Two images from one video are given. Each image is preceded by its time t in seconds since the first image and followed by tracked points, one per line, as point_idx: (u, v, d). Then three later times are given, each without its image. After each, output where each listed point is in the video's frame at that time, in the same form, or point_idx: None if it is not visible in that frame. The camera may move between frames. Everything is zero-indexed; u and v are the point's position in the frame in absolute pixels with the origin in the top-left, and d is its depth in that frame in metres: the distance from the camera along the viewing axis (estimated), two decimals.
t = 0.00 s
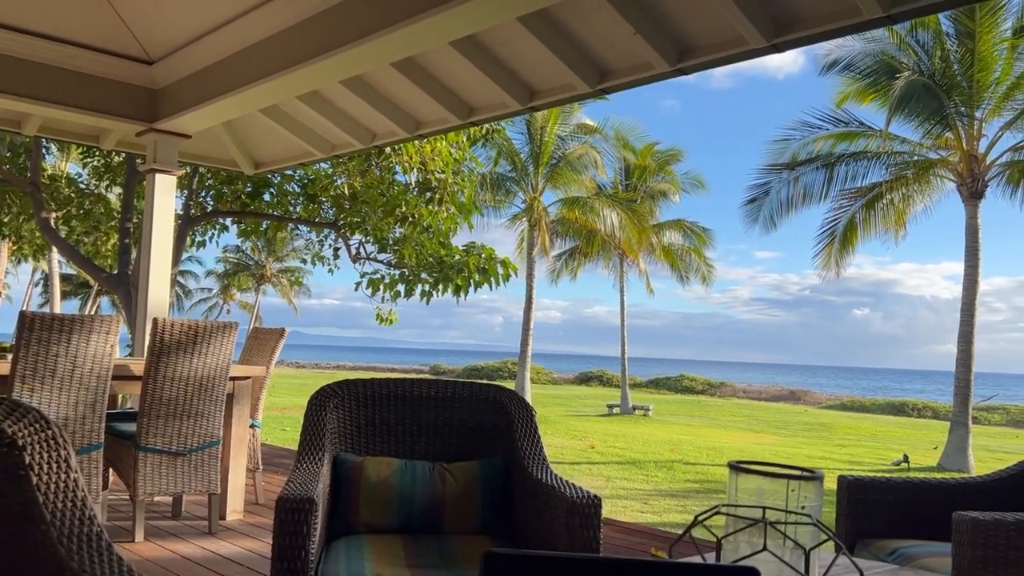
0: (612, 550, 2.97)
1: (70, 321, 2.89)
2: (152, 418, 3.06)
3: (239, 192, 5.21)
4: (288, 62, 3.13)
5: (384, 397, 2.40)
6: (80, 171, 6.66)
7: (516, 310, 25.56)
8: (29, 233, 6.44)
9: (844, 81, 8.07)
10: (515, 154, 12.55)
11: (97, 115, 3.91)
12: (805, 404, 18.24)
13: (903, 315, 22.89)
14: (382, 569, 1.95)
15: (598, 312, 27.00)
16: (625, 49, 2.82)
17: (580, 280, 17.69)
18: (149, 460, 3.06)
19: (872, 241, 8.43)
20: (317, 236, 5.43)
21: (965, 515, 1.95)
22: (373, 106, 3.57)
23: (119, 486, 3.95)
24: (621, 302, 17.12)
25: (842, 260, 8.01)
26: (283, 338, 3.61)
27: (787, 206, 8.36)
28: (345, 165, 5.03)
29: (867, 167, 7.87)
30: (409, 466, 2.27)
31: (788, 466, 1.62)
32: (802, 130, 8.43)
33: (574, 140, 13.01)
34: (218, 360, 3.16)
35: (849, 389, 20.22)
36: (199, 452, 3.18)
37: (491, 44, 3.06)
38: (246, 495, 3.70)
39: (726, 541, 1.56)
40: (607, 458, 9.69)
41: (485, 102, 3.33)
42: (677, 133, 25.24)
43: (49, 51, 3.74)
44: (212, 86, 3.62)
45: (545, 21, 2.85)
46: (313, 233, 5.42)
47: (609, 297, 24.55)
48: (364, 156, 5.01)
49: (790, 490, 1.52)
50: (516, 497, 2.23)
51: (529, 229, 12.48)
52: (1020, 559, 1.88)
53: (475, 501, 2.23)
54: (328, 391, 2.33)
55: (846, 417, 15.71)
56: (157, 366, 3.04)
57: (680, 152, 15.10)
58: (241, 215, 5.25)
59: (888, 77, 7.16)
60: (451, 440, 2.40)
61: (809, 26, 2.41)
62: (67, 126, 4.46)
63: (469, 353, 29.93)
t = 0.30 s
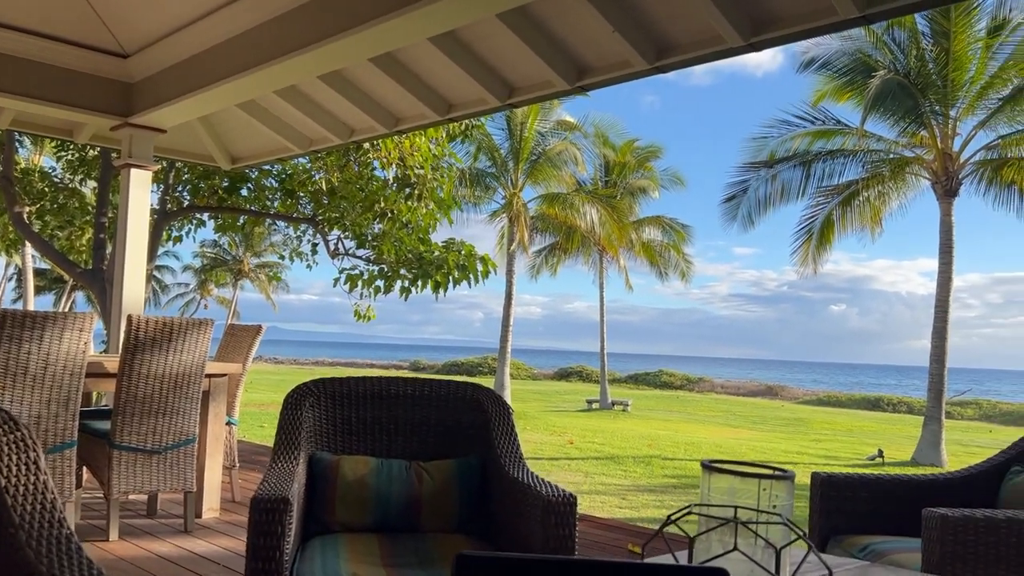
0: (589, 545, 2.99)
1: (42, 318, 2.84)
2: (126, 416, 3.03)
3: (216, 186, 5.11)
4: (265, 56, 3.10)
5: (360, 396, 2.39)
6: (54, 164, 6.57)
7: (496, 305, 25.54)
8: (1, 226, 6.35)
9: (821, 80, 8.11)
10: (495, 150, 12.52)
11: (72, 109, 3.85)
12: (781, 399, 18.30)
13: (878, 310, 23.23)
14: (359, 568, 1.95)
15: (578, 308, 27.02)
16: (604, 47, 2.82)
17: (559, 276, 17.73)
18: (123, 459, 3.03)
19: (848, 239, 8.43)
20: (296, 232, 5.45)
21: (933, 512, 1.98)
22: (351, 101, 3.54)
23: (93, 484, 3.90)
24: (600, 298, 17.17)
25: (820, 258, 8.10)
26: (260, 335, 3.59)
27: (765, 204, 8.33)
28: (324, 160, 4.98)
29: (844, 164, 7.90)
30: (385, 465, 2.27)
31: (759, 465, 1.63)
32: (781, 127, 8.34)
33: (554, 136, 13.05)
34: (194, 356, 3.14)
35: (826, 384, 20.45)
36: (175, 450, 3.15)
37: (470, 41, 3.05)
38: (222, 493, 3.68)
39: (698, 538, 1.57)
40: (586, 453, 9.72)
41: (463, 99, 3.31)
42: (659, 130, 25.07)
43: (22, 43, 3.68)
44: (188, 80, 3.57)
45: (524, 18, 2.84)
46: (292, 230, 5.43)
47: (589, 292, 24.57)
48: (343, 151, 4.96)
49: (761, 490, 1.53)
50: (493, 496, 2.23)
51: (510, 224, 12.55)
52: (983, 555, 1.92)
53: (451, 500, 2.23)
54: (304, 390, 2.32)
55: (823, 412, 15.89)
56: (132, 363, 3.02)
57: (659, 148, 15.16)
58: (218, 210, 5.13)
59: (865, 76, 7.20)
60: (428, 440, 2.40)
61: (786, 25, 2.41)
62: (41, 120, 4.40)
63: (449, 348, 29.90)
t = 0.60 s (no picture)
0: (565, 538, 3.01)
1: (13, 313, 2.79)
2: (98, 411, 3.00)
3: (190, 178, 5.03)
4: (239, 48, 3.07)
5: (337, 391, 2.38)
6: (24, 156, 6.45)
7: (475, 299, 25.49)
8: None
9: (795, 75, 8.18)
10: (472, 143, 12.53)
11: (42, 101, 3.80)
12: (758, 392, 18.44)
13: (853, 303, 23.56)
14: (332, 564, 1.95)
15: (557, 301, 27.06)
16: (580, 41, 2.81)
17: (538, 270, 17.72)
18: (96, 455, 2.99)
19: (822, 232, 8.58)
20: (272, 225, 5.36)
21: (902, 503, 2.02)
22: (327, 94, 3.52)
23: (65, 481, 3.86)
24: (578, 292, 17.20)
25: (796, 251, 8.18)
26: (235, 329, 3.56)
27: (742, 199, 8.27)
28: (300, 153, 4.94)
29: (818, 159, 7.99)
30: (360, 460, 2.27)
31: (730, 458, 1.65)
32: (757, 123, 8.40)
33: (532, 130, 13.07)
34: (167, 350, 3.11)
35: (802, 376, 20.65)
36: (150, 445, 3.13)
37: (446, 34, 3.03)
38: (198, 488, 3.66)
39: (670, 533, 1.59)
40: (563, 446, 9.73)
41: (440, 91, 3.30)
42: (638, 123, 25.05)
43: None
44: (161, 72, 3.53)
45: (500, 12, 2.83)
46: (268, 222, 5.33)
47: (568, 285, 24.57)
48: (319, 144, 4.93)
49: (732, 483, 1.55)
50: (468, 491, 2.23)
51: (487, 219, 12.47)
52: (949, 547, 1.96)
53: (426, 495, 2.23)
54: (279, 385, 2.31)
55: (799, 404, 16.04)
56: (104, 358, 2.98)
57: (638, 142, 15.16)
58: (191, 204, 5.10)
59: (840, 70, 7.23)
60: (403, 435, 2.39)
61: (762, 19, 2.42)
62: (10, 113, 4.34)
63: (427, 342, 29.82)
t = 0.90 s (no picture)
0: (540, 525, 3.02)
1: None
2: (69, 403, 2.96)
3: (163, 168, 4.91)
4: (211, 36, 3.03)
5: (310, 380, 2.37)
6: None
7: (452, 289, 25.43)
8: None
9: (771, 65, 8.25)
10: (449, 132, 12.43)
11: (9, 89, 3.73)
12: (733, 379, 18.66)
13: (826, 292, 23.89)
14: (307, 554, 1.95)
15: (535, 291, 27.09)
16: (556, 30, 2.80)
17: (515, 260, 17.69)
18: (67, 447, 2.96)
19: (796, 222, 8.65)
20: (245, 216, 5.30)
21: (870, 486, 2.03)
22: (301, 82, 3.48)
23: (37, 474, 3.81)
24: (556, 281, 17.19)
25: (771, 240, 8.21)
26: (208, 320, 3.53)
27: (717, 187, 8.31)
28: (273, 142, 4.89)
29: (793, 148, 8.02)
30: (335, 449, 2.26)
31: (704, 442, 1.65)
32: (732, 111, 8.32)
33: (509, 119, 13.02)
34: (138, 340, 3.08)
35: (777, 365, 20.85)
36: (122, 437, 3.09)
37: (420, 21, 3.01)
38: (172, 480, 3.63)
39: (643, 516, 1.60)
40: (541, 435, 9.76)
41: (414, 80, 3.28)
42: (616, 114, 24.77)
43: None
44: (131, 59, 3.47)
45: None
46: (241, 213, 5.27)
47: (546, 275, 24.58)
48: (293, 133, 4.88)
49: (702, 467, 1.55)
50: (443, 479, 2.23)
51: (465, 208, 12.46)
52: (915, 527, 1.99)
53: (402, 482, 2.23)
54: (251, 374, 2.30)
55: (774, 392, 16.19)
56: (74, 349, 2.94)
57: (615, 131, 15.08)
58: (164, 194, 5.03)
59: (813, 60, 7.25)
60: (378, 425, 2.38)
61: (735, 8, 2.42)
62: None
63: (405, 332, 29.73)
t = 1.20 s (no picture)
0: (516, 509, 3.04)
1: None
2: (37, 392, 2.91)
3: (132, 155, 4.78)
4: (179, 18, 2.97)
5: (282, 364, 2.36)
6: None
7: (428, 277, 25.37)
8: None
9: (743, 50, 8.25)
10: (423, 118, 12.46)
11: None
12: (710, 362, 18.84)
13: (800, 276, 24.22)
14: (280, 538, 1.95)
15: (511, 279, 27.13)
16: (529, 12, 2.78)
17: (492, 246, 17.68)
18: (36, 437, 2.91)
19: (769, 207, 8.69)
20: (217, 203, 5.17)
21: (841, 463, 2.05)
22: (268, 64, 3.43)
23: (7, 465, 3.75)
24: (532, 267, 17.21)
25: (745, 225, 8.30)
26: (179, 307, 3.49)
27: (692, 172, 8.26)
28: (245, 128, 4.81)
29: (766, 133, 8.07)
30: (307, 434, 2.25)
31: (673, 420, 1.66)
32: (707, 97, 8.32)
33: (484, 105, 13.05)
34: (108, 327, 3.04)
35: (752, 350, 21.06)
36: (93, 425, 3.05)
37: (392, 4, 2.98)
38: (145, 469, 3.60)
39: (614, 493, 1.61)
40: (518, 420, 9.78)
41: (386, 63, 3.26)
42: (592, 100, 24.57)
43: None
44: (97, 42, 3.40)
45: None
46: (213, 200, 5.15)
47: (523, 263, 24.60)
48: (265, 119, 4.82)
49: (673, 444, 1.56)
50: (418, 462, 2.22)
51: (440, 193, 12.41)
52: (882, 503, 2.01)
53: (376, 466, 2.22)
54: (221, 359, 2.28)
55: (749, 375, 16.36)
56: (41, 337, 2.89)
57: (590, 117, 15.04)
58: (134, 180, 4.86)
59: (786, 44, 7.22)
60: (353, 408, 2.37)
61: None
62: None
63: (382, 321, 29.64)
